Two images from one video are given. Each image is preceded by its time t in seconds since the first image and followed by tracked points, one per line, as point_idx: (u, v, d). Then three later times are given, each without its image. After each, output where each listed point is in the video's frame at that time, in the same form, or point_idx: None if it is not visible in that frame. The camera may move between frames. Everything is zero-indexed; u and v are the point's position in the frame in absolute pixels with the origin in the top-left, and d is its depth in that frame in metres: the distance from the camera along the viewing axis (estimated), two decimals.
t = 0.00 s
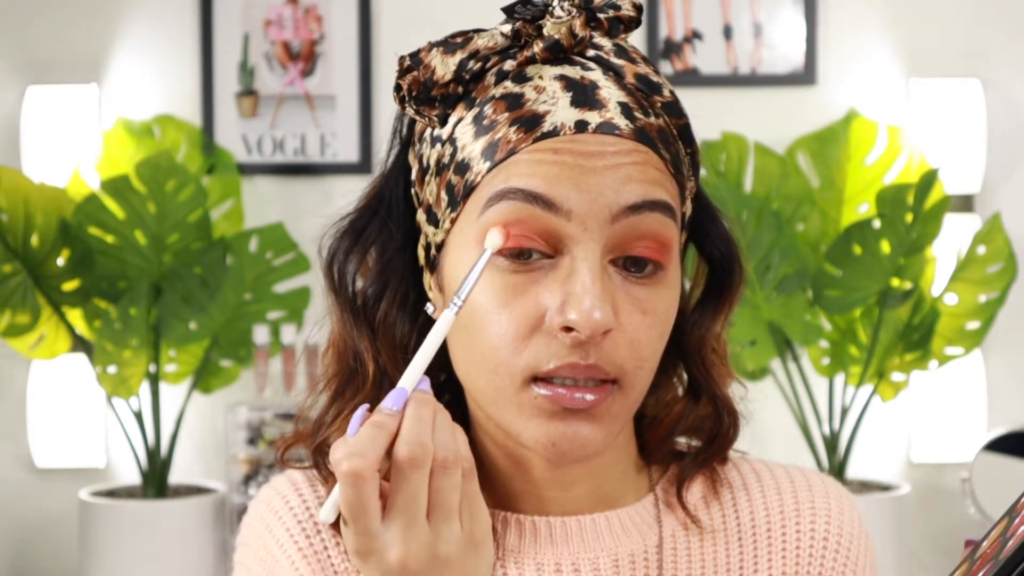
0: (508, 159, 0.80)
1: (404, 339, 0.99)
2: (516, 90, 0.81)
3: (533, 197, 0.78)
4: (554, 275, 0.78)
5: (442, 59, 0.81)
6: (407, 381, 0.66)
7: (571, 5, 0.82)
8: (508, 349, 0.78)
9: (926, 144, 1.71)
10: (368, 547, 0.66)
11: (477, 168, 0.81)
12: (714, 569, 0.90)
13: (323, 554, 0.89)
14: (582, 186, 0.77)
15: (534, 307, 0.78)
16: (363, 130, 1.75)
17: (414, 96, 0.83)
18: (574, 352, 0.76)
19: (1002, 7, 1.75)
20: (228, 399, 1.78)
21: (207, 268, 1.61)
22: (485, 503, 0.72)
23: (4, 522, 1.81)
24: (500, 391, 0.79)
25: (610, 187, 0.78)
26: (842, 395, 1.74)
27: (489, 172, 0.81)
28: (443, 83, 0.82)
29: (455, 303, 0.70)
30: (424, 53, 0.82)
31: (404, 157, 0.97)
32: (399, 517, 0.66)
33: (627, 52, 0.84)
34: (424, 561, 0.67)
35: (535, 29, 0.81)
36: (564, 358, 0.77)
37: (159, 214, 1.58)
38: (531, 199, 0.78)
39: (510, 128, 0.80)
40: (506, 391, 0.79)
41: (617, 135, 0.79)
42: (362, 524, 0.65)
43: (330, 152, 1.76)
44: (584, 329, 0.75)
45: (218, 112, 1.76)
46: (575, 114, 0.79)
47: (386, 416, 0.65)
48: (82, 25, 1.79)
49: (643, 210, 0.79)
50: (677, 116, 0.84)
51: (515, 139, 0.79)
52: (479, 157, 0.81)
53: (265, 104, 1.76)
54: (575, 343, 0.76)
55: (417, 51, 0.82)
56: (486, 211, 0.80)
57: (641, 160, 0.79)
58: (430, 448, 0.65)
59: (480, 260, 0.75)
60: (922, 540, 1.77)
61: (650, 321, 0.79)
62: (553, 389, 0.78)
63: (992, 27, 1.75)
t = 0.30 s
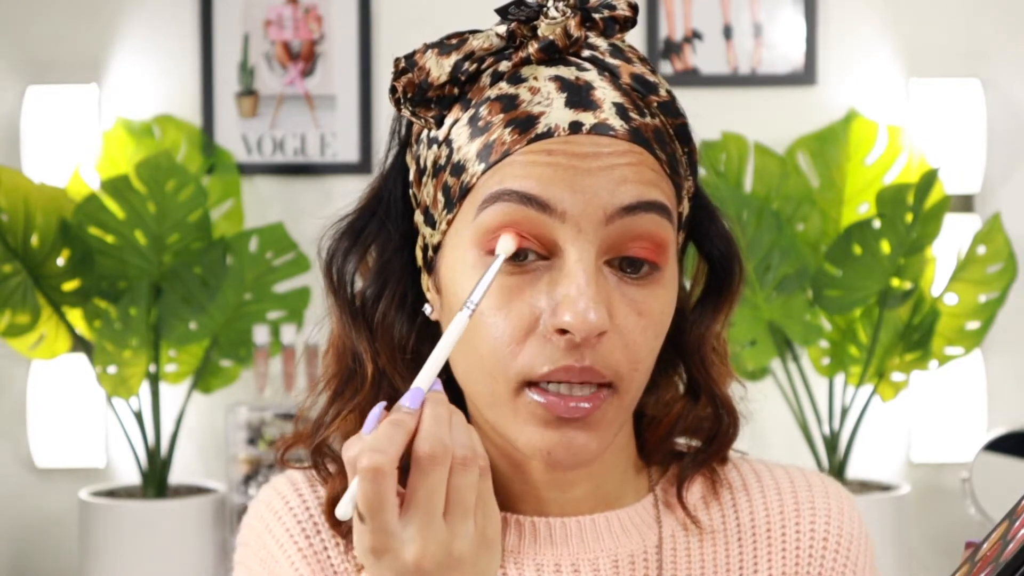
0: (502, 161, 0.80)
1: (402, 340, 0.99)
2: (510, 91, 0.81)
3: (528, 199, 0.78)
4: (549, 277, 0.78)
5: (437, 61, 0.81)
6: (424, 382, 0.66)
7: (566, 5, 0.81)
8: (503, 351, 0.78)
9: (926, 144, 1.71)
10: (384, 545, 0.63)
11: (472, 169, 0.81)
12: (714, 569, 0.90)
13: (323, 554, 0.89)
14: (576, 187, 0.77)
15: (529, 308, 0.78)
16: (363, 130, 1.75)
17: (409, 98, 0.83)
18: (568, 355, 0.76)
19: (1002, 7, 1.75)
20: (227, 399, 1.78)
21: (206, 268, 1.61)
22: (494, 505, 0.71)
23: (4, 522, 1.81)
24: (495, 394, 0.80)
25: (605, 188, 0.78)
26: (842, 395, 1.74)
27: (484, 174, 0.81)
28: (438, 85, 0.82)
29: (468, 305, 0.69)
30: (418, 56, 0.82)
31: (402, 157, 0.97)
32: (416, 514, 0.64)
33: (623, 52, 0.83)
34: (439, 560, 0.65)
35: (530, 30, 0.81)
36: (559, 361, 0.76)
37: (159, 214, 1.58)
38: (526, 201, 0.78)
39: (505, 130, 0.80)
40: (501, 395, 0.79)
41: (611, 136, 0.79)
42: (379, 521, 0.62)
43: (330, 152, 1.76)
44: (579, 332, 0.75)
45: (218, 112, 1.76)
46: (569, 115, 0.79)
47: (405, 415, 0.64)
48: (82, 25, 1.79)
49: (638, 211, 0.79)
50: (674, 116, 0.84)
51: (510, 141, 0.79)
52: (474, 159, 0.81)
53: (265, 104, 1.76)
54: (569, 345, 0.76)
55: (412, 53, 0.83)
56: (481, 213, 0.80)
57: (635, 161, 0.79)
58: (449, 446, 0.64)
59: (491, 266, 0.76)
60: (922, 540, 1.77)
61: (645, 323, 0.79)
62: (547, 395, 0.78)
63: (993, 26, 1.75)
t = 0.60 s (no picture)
0: (493, 162, 0.80)
1: (400, 341, 0.99)
2: (502, 92, 0.81)
3: (518, 200, 0.78)
4: (541, 276, 0.78)
5: (429, 62, 0.82)
6: (433, 386, 0.64)
7: (557, 6, 0.82)
8: (496, 351, 0.79)
9: (927, 144, 1.71)
10: (400, 553, 0.63)
11: (464, 170, 0.81)
12: (714, 569, 0.90)
13: (324, 553, 0.90)
14: (567, 186, 0.77)
15: (521, 307, 0.78)
16: (363, 130, 1.75)
17: (402, 99, 0.84)
18: (560, 353, 0.76)
19: (1002, 7, 1.75)
20: (228, 399, 1.78)
21: (207, 268, 1.60)
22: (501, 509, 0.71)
23: (4, 522, 1.81)
24: (489, 392, 0.80)
25: (596, 186, 0.78)
26: (842, 395, 1.74)
27: (476, 175, 0.81)
28: (431, 85, 0.83)
29: (471, 308, 0.68)
30: (411, 57, 0.82)
31: (399, 158, 0.97)
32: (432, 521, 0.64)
33: (615, 51, 0.84)
34: (455, 567, 0.66)
35: (522, 30, 0.81)
36: (550, 358, 0.77)
37: (158, 214, 1.58)
38: (516, 201, 0.78)
39: (496, 130, 0.80)
40: (494, 393, 0.79)
41: (602, 135, 0.79)
42: (397, 530, 0.62)
43: (330, 152, 1.76)
44: (570, 330, 0.75)
45: (218, 112, 1.76)
46: (560, 115, 0.79)
47: (418, 421, 0.63)
48: (81, 25, 1.79)
49: (629, 209, 0.79)
50: (668, 115, 0.84)
51: (501, 141, 0.80)
52: (467, 159, 0.81)
53: (265, 104, 1.76)
54: (561, 344, 0.76)
55: (405, 54, 0.83)
56: (473, 214, 0.80)
57: (626, 159, 0.79)
58: (466, 452, 0.65)
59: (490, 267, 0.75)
60: (921, 539, 1.77)
61: (638, 321, 0.79)
62: (542, 390, 0.78)
63: (993, 26, 1.75)
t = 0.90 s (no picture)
0: (485, 158, 0.80)
1: (398, 340, 0.99)
2: (495, 91, 0.81)
3: (509, 194, 0.78)
4: (532, 271, 0.79)
5: (423, 62, 0.83)
6: (427, 390, 0.64)
7: (550, 5, 0.82)
8: (487, 346, 0.79)
9: (926, 144, 1.71)
10: (396, 556, 0.63)
11: (457, 168, 0.82)
12: (713, 570, 0.90)
13: (323, 553, 0.90)
14: (557, 180, 0.78)
15: (512, 302, 0.78)
16: (363, 130, 1.75)
17: (397, 100, 0.85)
18: (550, 348, 0.77)
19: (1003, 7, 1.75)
20: (228, 399, 1.78)
21: (207, 268, 1.60)
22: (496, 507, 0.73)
23: (4, 523, 1.81)
24: (482, 389, 0.80)
25: (586, 180, 0.78)
26: (842, 395, 1.74)
27: (468, 171, 0.81)
28: (426, 85, 0.83)
29: (463, 312, 0.68)
30: (404, 57, 0.84)
31: (399, 159, 0.97)
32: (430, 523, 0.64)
33: (609, 49, 0.84)
34: (452, 569, 0.66)
35: (515, 29, 0.82)
36: (541, 354, 0.77)
37: (158, 214, 1.58)
38: (507, 196, 0.78)
39: (488, 128, 0.80)
40: (487, 389, 0.80)
41: (593, 132, 0.79)
42: (393, 533, 0.62)
43: (330, 152, 1.75)
44: (559, 325, 0.76)
45: (218, 112, 1.76)
46: (551, 112, 0.79)
47: (414, 426, 0.63)
48: (81, 25, 1.79)
49: (621, 203, 0.79)
50: (663, 113, 0.84)
51: (493, 139, 0.80)
52: (460, 157, 0.82)
53: (265, 104, 1.76)
54: (551, 339, 0.77)
55: (399, 54, 0.84)
56: (465, 210, 0.81)
57: (617, 154, 0.79)
58: (461, 454, 0.65)
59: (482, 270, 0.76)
60: (921, 540, 1.77)
61: (630, 317, 0.79)
62: (534, 380, 0.78)
63: (994, 26, 1.75)
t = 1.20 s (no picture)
0: (480, 157, 0.80)
1: (399, 339, 0.99)
2: (492, 90, 0.81)
3: (503, 193, 0.79)
4: (527, 270, 0.79)
5: (421, 61, 0.83)
6: (425, 387, 0.64)
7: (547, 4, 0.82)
8: (482, 344, 0.79)
9: (926, 144, 1.71)
10: (398, 555, 0.62)
11: (454, 166, 0.82)
12: (714, 571, 0.90)
13: (324, 553, 0.90)
14: (550, 179, 0.78)
15: (506, 301, 0.78)
16: (363, 130, 1.75)
17: (396, 98, 0.85)
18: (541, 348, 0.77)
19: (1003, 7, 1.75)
20: (228, 399, 1.78)
21: (207, 268, 1.60)
22: (495, 506, 0.74)
23: (4, 523, 1.81)
24: (477, 388, 0.80)
25: (580, 179, 0.78)
26: (842, 395, 1.74)
27: (464, 170, 0.81)
28: (424, 84, 0.84)
29: (457, 309, 0.68)
30: (402, 56, 0.84)
31: (401, 160, 0.97)
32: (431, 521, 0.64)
33: (607, 48, 0.83)
34: (453, 567, 0.66)
35: (513, 28, 0.82)
36: (533, 354, 0.77)
37: (158, 214, 1.58)
38: (501, 195, 0.79)
39: (484, 126, 0.80)
40: (482, 388, 0.80)
41: (588, 130, 0.79)
42: (395, 531, 0.62)
43: (330, 152, 1.75)
44: (551, 323, 0.76)
45: (218, 112, 1.76)
46: (546, 110, 0.79)
47: (413, 423, 0.63)
48: (81, 25, 1.79)
49: (615, 202, 0.79)
50: (661, 112, 0.84)
51: (488, 137, 0.80)
52: (456, 156, 0.82)
53: (265, 104, 1.76)
54: (543, 338, 0.77)
55: (398, 53, 0.85)
56: (460, 208, 0.81)
57: (612, 153, 0.79)
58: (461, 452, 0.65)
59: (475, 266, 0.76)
60: (922, 539, 1.77)
61: (624, 318, 0.79)
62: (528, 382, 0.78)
63: (994, 26, 1.75)
